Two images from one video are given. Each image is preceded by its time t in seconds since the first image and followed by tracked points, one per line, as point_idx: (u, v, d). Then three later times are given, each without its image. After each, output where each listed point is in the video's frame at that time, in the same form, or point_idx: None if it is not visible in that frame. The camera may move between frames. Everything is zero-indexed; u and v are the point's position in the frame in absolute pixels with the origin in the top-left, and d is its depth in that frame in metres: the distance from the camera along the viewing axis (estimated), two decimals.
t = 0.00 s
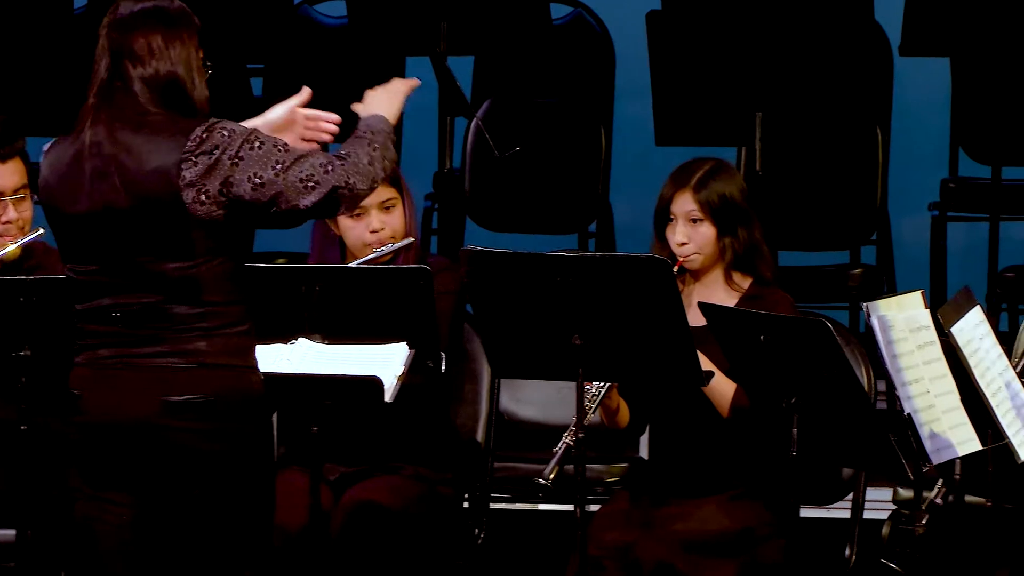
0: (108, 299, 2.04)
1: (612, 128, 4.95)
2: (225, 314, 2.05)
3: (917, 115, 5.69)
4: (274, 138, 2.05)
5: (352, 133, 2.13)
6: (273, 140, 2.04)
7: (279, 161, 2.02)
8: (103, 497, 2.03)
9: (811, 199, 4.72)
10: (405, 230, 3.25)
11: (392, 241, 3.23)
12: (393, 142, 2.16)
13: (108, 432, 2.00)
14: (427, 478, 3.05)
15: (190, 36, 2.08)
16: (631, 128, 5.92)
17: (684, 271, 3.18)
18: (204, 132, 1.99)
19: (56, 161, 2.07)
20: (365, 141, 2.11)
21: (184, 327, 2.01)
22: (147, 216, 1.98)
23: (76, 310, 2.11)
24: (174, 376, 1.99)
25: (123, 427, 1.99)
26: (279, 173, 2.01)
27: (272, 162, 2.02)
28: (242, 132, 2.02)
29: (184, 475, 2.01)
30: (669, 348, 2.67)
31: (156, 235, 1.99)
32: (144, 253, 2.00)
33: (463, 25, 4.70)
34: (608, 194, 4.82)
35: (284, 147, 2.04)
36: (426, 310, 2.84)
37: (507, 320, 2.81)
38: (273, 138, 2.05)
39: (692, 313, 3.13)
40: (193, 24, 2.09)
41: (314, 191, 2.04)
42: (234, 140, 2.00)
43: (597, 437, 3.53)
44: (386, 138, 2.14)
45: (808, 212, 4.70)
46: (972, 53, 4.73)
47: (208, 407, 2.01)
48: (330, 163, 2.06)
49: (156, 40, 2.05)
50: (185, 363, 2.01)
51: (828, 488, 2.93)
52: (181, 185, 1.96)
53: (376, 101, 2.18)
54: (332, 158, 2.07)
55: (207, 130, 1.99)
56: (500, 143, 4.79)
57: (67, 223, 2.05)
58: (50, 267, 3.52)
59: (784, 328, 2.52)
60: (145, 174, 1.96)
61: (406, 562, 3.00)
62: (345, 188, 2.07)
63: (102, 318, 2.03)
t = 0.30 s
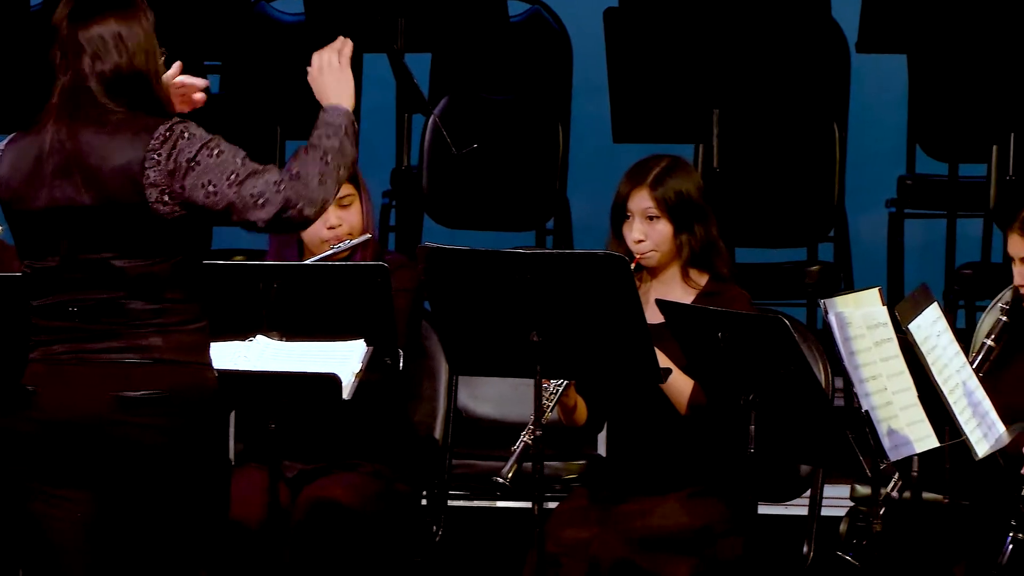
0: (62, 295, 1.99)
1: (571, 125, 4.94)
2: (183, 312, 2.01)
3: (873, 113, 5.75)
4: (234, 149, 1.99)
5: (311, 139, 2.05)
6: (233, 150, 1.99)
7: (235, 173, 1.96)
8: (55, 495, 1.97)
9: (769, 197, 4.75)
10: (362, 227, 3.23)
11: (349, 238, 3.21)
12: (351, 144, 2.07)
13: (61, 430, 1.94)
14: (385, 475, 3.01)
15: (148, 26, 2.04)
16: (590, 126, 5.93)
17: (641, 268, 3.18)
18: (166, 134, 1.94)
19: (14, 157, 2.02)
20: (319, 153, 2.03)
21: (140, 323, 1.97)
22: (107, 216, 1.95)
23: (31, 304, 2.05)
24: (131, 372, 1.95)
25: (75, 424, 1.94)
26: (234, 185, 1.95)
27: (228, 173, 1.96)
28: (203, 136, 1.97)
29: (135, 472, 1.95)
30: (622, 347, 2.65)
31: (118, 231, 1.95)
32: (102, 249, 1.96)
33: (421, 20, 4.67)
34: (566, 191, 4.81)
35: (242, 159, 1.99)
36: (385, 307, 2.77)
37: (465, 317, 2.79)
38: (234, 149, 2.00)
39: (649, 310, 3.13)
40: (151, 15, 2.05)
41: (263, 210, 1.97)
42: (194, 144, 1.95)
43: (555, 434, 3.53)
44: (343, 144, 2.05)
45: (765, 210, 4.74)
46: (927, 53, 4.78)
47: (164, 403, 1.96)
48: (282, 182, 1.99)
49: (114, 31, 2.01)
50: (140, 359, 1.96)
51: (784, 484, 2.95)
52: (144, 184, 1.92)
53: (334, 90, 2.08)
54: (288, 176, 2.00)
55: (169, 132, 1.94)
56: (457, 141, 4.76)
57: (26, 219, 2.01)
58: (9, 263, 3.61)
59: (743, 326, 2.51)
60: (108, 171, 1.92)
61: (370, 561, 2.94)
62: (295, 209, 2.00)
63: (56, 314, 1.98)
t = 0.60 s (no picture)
0: (24, 293, 1.95)
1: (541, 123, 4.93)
2: (145, 312, 1.99)
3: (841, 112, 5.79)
4: (190, 196, 1.98)
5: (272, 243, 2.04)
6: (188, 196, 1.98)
7: (176, 220, 1.94)
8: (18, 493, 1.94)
9: (738, 196, 4.76)
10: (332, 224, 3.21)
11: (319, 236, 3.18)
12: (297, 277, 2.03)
13: (20, 429, 1.91)
14: (355, 474, 2.98)
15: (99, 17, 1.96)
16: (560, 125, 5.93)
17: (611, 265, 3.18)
18: (130, 148, 1.92)
19: None
20: (265, 252, 2.01)
21: (101, 322, 1.95)
22: (64, 213, 1.92)
23: None
24: (91, 370, 1.92)
25: (35, 424, 1.90)
26: (171, 231, 1.93)
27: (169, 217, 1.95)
28: (164, 168, 1.95)
29: (103, 472, 1.94)
30: (592, 346, 2.64)
31: (77, 229, 1.93)
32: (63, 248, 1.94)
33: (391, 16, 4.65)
34: (536, 189, 4.80)
35: (190, 209, 1.97)
36: (354, 307, 2.74)
37: (435, 316, 2.77)
38: (190, 195, 1.98)
39: (619, 308, 3.13)
40: (100, 2, 1.96)
41: (184, 263, 1.94)
42: (150, 173, 1.93)
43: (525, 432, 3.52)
44: (291, 267, 2.02)
45: (734, 208, 4.75)
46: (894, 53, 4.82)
47: (124, 402, 1.93)
48: (214, 247, 1.96)
49: (62, 30, 1.95)
50: (100, 358, 1.93)
51: (755, 483, 2.94)
52: (101, 186, 1.91)
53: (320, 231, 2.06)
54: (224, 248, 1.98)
55: (134, 149, 1.92)
56: (427, 138, 4.74)
57: None
58: None
59: (713, 325, 2.51)
60: (66, 168, 1.90)
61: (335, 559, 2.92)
62: (209, 279, 1.96)
63: (18, 312, 1.95)
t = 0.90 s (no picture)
0: None
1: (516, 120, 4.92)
2: (108, 309, 1.98)
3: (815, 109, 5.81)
4: (156, 155, 1.95)
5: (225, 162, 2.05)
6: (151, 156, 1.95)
7: (145, 177, 1.91)
8: None
9: (713, 193, 4.77)
10: (307, 221, 3.18)
11: (294, 233, 3.16)
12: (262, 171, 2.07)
13: None
14: (330, 472, 2.96)
15: (62, 18, 1.94)
16: (535, 122, 5.92)
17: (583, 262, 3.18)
18: (89, 135, 1.92)
19: None
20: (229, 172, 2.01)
21: (63, 320, 1.94)
22: (27, 209, 1.92)
23: None
24: (53, 370, 1.92)
25: None
26: (144, 188, 1.91)
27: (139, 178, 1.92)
28: (123, 140, 1.94)
29: (76, 471, 1.96)
30: (569, 342, 2.63)
31: (40, 228, 1.92)
32: (26, 246, 1.93)
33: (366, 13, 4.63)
34: (511, 186, 4.78)
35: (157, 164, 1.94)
36: (329, 304, 2.73)
37: (410, 313, 2.76)
38: (155, 155, 1.96)
39: (593, 306, 3.13)
40: (63, 6, 1.94)
41: (174, 210, 1.91)
42: (111, 149, 1.92)
43: (500, 430, 3.51)
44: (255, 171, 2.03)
45: (710, 206, 4.76)
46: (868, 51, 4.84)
47: (88, 403, 1.94)
48: (192, 186, 1.94)
49: (31, 33, 1.94)
50: (62, 357, 1.93)
51: (730, 481, 2.95)
52: (62, 185, 1.91)
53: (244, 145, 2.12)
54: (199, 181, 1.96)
55: (91, 134, 1.92)
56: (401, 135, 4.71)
57: None
58: None
59: (688, 322, 2.52)
60: (29, 171, 1.90)
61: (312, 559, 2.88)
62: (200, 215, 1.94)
63: None
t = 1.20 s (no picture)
0: None
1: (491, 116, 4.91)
2: (66, 309, 2.00)
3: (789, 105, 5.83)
4: (110, 159, 1.98)
5: (179, 137, 2.03)
6: (103, 159, 1.97)
7: (103, 186, 1.95)
8: None
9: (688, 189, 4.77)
10: (282, 218, 3.17)
11: (269, 229, 3.14)
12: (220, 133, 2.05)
13: None
14: (305, 468, 2.95)
15: (45, 31, 1.94)
16: (510, 118, 5.91)
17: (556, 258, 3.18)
18: (39, 139, 1.92)
19: None
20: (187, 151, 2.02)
21: (21, 320, 1.97)
22: None
23: None
24: (11, 369, 1.94)
25: None
26: (103, 198, 1.95)
27: (97, 185, 1.95)
28: (74, 144, 1.95)
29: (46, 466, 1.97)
30: (543, 339, 2.62)
31: None
32: None
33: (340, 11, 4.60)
34: (486, 183, 4.77)
35: (115, 169, 1.97)
36: (303, 301, 2.70)
37: (384, 310, 2.74)
38: (108, 158, 1.97)
39: (567, 303, 3.12)
40: (52, 22, 1.95)
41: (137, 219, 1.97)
42: (63, 153, 1.93)
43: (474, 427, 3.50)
44: (212, 139, 2.03)
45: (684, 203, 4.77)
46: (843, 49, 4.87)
47: (43, 401, 1.94)
48: (151, 192, 1.97)
49: (14, 35, 1.94)
50: (20, 356, 1.95)
51: (705, 478, 2.96)
52: (8, 184, 1.91)
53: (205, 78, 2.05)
54: (157, 179, 1.99)
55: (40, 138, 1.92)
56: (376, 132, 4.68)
57: None
58: None
59: (662, 318, 2.51)
60: None
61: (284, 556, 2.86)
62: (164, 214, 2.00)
63: None
